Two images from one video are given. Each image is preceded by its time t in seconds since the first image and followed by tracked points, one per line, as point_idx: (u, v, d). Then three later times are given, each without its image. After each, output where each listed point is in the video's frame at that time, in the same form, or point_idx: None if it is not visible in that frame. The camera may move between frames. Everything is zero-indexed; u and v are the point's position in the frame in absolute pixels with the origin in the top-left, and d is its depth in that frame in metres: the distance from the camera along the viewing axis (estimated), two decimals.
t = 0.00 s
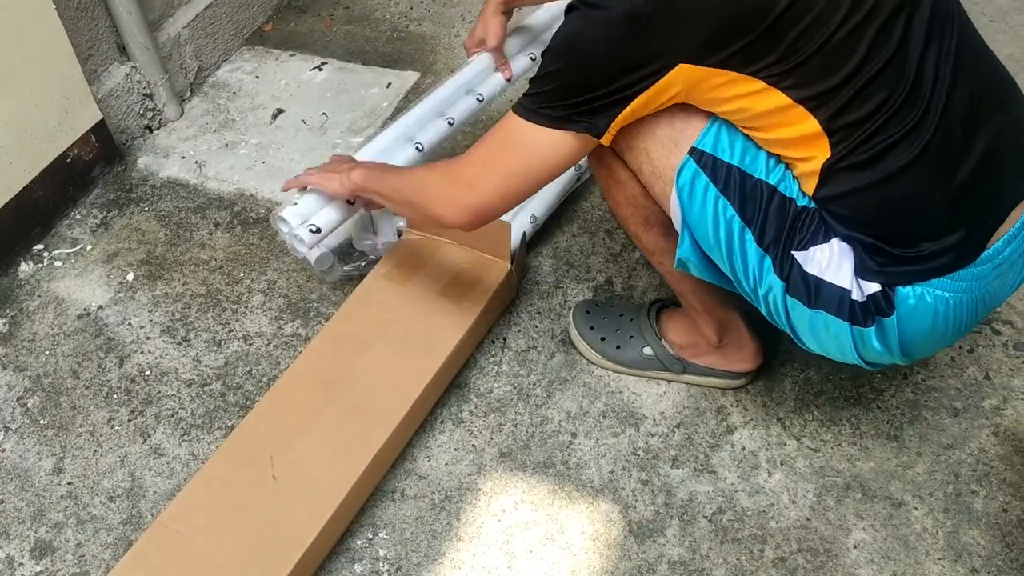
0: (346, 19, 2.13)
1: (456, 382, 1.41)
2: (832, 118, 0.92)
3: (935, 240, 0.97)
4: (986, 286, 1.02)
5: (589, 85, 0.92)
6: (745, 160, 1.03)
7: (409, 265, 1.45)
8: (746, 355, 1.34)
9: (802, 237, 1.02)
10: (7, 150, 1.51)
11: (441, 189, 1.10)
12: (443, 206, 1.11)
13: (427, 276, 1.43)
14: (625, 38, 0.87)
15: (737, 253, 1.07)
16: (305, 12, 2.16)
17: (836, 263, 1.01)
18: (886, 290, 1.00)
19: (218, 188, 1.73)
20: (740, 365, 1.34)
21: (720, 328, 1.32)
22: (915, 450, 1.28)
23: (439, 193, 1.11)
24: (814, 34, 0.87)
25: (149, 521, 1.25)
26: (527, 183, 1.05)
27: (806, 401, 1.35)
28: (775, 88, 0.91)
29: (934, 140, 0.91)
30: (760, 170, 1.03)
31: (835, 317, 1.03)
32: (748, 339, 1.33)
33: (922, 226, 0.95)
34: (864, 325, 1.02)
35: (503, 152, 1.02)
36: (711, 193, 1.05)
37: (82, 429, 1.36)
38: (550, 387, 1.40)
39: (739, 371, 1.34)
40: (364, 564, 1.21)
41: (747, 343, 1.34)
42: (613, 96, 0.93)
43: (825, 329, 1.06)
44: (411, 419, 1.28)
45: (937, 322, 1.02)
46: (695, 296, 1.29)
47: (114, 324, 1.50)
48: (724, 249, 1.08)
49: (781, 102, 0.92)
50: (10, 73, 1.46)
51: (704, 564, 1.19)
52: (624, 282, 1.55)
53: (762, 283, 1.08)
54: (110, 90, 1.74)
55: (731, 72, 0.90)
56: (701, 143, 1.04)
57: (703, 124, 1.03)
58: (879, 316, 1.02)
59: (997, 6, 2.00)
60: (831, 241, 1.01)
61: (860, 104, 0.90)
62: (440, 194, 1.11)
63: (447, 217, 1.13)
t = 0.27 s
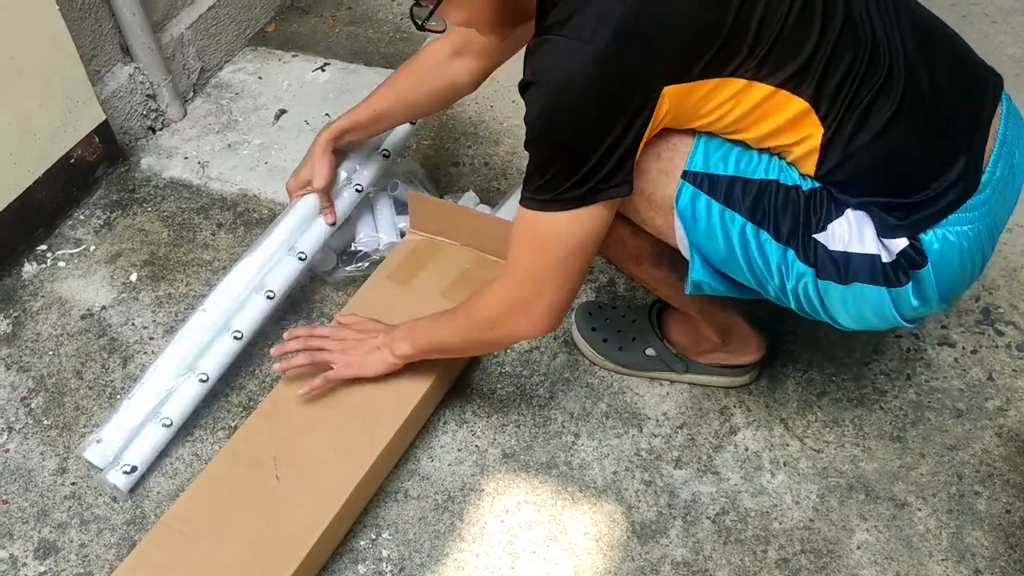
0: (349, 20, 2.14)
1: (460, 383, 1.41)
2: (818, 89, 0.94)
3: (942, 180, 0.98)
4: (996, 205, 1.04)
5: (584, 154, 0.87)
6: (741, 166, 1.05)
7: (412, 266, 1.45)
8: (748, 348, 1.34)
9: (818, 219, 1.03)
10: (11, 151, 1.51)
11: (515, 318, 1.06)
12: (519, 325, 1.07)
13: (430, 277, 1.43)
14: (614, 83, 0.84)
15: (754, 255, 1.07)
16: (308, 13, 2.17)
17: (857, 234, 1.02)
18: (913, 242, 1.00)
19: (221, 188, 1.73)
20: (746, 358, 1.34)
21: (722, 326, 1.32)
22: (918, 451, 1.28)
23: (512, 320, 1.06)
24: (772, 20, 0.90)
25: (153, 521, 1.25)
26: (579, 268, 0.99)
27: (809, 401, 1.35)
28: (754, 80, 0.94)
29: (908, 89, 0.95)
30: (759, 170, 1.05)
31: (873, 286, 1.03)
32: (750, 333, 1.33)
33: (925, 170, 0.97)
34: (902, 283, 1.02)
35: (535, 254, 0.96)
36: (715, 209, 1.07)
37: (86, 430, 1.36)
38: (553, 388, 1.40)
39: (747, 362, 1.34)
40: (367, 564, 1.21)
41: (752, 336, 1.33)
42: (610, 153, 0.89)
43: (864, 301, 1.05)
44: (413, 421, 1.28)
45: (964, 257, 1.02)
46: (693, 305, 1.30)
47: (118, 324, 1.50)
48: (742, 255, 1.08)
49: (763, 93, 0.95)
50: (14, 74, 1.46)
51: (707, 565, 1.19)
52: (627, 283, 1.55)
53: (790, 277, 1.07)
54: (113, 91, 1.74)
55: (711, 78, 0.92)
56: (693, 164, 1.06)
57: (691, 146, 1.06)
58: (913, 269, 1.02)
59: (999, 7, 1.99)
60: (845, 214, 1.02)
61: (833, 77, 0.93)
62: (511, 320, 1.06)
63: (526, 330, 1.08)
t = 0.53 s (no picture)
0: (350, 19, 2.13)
1: (462, 382, 1.41)
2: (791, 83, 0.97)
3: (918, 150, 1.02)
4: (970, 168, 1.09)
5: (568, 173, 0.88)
6: (726, 168, 1.06)
7: (414, 266, 1.45)
8: (750, 338, 1.33)
9: (808, 208, 1.06)
10: (13, 150, 1.51)
11: (514, 340, 1.06)
12: (520, 348, 1.06)
13: (432, 277, 1.43)
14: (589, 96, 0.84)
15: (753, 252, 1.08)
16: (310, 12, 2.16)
17: (850, 215, 1.04)
18: (905, 215, 1.04)
19: (223, 187, 1.73)
20: (749, 347, 1.34)
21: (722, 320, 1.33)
22: (921, 451, 1.28)
23: (513, 343, 1.06)
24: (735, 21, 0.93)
25: (155, 520, 1.25)
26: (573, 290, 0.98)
27: (811, 401, 1.35)
28: (730, 78, 0.95)
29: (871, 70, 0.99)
30: (746, 167, 1.06)
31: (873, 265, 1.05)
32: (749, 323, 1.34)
33: (903, 143, 1.01)
34: (901, 257, 1.05)
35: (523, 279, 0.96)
36: (709, 216, 1.07)
37: (87, 429, 1.36)
38: (555, 387, 1.40)
39: (751, 349, 1.34)
40: (369, 564, 1.21)
41: (752, 325, 1.34)
42: (593, 170, 0.89)
43: (866, 283, 1.08)
44: (414, 423, 1.27)
45: (951, 221, 1.07)
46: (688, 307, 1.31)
47: (120, 324, 1.50)
48: (740, 252, 1.09)
49: (742, 91, 0.97)
50: (17, 73, 1.46)
51: (709, 564, 1.19)
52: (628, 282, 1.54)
53: (790, 268, 1.09)
54: (115, 90, 1.74)
55: (687, 84, 0.93)
56: (681, 173, 1.06)
57: (677, 155, 1.05)
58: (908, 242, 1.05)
59: (1002, 6, 1.99)
60: (835, 198, 1.05)
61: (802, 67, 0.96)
62: (511, 344, 1.06)
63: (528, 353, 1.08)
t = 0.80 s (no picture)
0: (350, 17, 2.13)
1: (461, 382, 1.41)
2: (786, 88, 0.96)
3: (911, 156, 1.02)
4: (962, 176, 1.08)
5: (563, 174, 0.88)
6: (719, 172, 1.06)
7: (414, 265, 1.45)
8: (751, 336, 1.34)
9: (800, 213, 1.05)
10: (12, 148, 1.51)
11: (513, 341, 1.05)
12: (519, 350, 1.06)
13: (432, 277, 1.43)
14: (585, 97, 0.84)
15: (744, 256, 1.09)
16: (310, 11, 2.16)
17: (841, 221, 1.04)
18: (895, 223, 1.04)
19: (222, 186, 1.73)
20: (749, 346, 1.34)
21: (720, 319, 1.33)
22: (921, 450, 1.28)
23: (513, 345, 1.06)
24: (731, 25, 0.93)
25: (154, 519, 1.25)
26: (570, 290, 0.98)
27: (811, 400, 1.35)
28: (725, 82, 0.95)
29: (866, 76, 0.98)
30: (739, 175, 1.06)
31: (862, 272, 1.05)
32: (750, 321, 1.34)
33: (897, 148, 1.01)
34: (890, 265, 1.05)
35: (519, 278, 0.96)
36: (701, 219, 1.08)
37: (87, 428, 1.35)
38: (554, 387, 1.39)
39: (752, 347, 1.34)
40: (369, 563, 1.21)
41: (752, 324, 1.34)
42: (588, 170, 0.89)
43: (855, 289, 1.08)
44: (414, 422, 1.27)
45: (942, 231, 1.07)
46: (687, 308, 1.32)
47: (119, 322, 1.50)
48: (730, 256, 1.09)
49: (735, 96, 0.97)
50: (16, 71, 1.46)
51: (709, 564, 1.19)
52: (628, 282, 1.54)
53: (781, 273, 1.09)
54: (115, 88, 1.74)
55: (683, 89, 0.93)
56: (673, 177, 1.06)
57: (669, 159, 1.06)
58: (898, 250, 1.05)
59: (1002, 5, 1.99)
60: (826, 204, 1.05)
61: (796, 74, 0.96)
62: (510, 346, 1.06)
63: (527, 354, 1.07)
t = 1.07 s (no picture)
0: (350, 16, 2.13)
1: (460, 381, 1.41)
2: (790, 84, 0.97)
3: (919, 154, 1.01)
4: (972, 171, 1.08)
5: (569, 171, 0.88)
6: (730, 174, 1.07)
7: (414, 264, 1.45)
8: (752, 338, 1.34)
9: (813, 214, 1.05)
10: (11, 145, 1.51)
11: (507, 339, 1.06)
12: (512, 348, 1.06)
13: (432, 276, 1.43)
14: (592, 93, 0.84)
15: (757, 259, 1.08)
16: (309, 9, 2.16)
17: (854, 218, 1.04)
18: (909, 219, 1.03)
19: (221, 184, 1.73)
20: (748, 345, 1.34)
21: (722, 320, 1.33)
22: (919, 451, 1.28)
23: (507, 342, 1.06)
24: (735, 21, 0.94)
25: (151, 517, 1.25)
26: (568, 290, 0.98)
27: (810, 401, 1.35)
28: (731, 76, 0.95)
29: (871, 74, 0.99)
30: (751, 175, 1.07)
31: (878, 270, 1.05)
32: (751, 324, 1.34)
33: (902, 147, 1.01)
34: (904, 261, 1.04)
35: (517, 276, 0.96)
36: (714, 222, 1.08)
37: (85, 425, 1.35)
38: (553, 386, 1.39)
39: (752, 350, 1.34)
40: (366, 562, 1.21)
41: (752, 325, 1.34)
42: (595, 166, 0.89)
43: (871, 287, 1.07)
44: (412, 422, 1.27)
45: (957, 226, 1.06)
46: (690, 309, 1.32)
47: (117, 320, 1.50)
48: (743, 259, 1.09)
49: (741, 90, 0.97)
50: (16, 68, 1.46)
51: (706, 564, 1.19)
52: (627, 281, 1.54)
53: (795, 275, 1.08)
54: (114, 85, 1.74)
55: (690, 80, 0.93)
56: (685, 180, 1.07)
57: (681, 160, 1.07)
58: (914, 246, 1.04)
59: (1002, 6, 1.99)
60: (838, 203, 1.05)
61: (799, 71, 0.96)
62: (504, 344, 1.06)
63: (520, 353, 1.08)
